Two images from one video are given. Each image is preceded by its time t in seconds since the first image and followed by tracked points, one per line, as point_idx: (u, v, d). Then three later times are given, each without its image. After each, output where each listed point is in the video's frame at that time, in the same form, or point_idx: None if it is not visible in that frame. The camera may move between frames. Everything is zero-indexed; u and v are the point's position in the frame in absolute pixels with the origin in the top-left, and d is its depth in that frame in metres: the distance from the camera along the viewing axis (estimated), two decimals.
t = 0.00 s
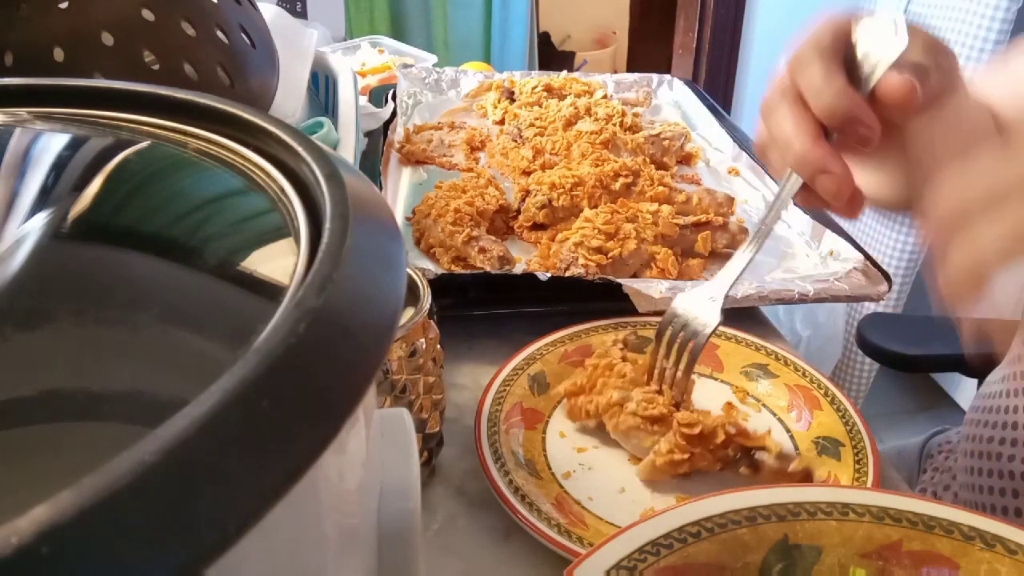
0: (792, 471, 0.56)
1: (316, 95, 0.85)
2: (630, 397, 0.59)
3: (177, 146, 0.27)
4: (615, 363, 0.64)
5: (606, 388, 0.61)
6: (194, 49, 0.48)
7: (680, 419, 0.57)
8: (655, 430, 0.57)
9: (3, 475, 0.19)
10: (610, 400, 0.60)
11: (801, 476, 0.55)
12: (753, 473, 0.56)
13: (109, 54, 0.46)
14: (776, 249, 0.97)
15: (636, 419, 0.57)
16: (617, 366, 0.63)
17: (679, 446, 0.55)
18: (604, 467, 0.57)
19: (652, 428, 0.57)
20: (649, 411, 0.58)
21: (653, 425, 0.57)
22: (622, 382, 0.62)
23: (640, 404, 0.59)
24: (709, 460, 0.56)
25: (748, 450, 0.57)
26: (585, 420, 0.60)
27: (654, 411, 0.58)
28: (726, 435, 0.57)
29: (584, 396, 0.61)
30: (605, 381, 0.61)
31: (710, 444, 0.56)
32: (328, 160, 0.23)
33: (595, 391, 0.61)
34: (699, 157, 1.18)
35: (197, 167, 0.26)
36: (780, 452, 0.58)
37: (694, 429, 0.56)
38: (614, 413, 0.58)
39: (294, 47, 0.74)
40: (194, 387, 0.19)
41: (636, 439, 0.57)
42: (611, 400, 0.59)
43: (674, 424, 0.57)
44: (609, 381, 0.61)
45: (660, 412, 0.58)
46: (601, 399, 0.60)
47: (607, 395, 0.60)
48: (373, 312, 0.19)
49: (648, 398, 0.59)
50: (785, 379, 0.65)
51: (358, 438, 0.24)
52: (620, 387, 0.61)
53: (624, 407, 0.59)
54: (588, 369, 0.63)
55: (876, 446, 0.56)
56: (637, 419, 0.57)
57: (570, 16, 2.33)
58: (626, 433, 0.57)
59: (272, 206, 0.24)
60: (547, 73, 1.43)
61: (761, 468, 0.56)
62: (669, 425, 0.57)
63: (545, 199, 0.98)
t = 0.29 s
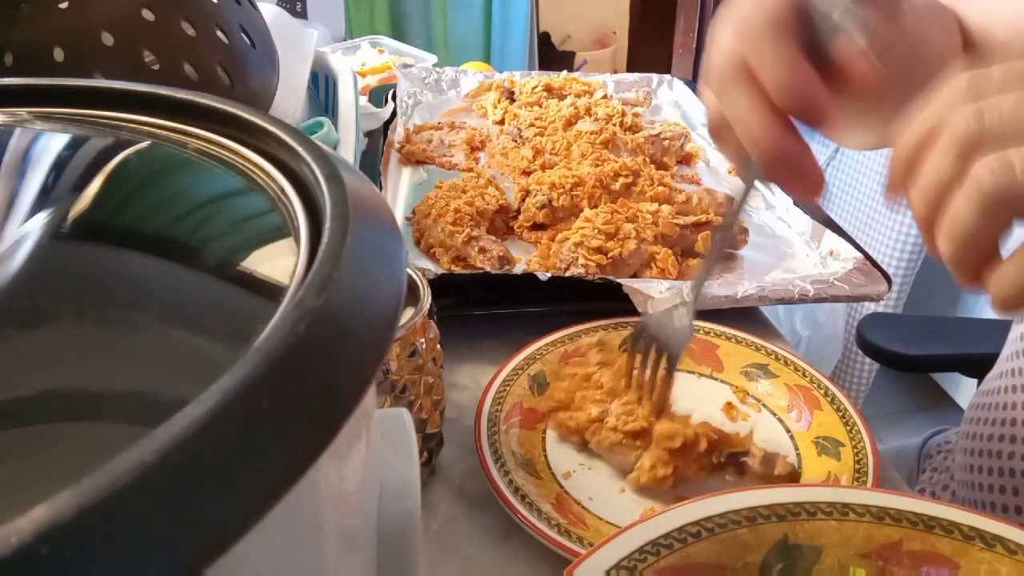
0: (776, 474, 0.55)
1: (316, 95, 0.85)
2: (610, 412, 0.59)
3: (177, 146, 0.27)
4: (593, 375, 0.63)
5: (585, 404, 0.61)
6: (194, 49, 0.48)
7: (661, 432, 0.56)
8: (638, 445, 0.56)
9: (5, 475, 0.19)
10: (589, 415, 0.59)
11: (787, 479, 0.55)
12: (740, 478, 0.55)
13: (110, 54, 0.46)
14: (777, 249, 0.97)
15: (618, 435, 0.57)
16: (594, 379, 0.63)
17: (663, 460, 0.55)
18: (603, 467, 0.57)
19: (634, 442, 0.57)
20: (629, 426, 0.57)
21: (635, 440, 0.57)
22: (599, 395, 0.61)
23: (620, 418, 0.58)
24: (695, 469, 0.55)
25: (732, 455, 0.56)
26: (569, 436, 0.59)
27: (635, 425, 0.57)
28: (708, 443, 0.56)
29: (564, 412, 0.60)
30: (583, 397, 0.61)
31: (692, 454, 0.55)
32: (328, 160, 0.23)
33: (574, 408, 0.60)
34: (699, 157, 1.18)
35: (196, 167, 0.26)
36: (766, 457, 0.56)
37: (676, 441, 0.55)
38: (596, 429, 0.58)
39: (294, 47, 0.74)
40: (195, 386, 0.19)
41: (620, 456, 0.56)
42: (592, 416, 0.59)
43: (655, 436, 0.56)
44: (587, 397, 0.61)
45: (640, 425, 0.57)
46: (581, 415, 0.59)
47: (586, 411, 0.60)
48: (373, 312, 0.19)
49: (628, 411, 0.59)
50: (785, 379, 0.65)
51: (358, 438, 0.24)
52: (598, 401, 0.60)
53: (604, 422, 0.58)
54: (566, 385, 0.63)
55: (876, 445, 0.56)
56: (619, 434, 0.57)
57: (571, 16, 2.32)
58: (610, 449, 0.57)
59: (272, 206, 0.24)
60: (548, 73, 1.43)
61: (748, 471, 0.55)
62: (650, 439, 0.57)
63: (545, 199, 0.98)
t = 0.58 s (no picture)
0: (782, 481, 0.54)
1: (316, 95, 0.84)
2: (614, 411, 0.58)
3: (177, 146, 0.27)
4: (596, 377, 0.63)
5: (588, 404, 0.60)
6: (194, 49, 0.48)
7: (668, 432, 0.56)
8: (642, 445, 0.56)
9: (4, 474, 0.19)
10: (594, 415, 0.58)
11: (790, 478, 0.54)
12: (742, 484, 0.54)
13: (110, 54, 0.46)
14: (776, 249, 0.97)
15: (624, 434, 0.56)
16: (597, 380, 0.62)
17: (669, 460, 0.54)
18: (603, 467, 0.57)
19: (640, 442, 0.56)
20: (635, 425, 0.57)
21: (639, 440, 0.56)
22: (604, 396, 0.61)
23: (625, 418, 0.57)
24: (698, 473, 0.54)
25: (736, 460, 0.55)
26: (569, 436, 0.58)
27: (641, 425, 0.57)
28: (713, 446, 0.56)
29: (565, 412, 0.59)
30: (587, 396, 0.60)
31: (698, 455, 0.55)
32: (328, 160, 0.23)
33: (577, 406, 0.60)
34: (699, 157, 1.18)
35: (197, 167, 0.26)
36: (771, 462, 0.55)
37: (683, 441, 0.55)
38: (600, 427, 0.57)
39: (294, 47, 0.74)
40: (195, 386, 0.19)
41: (623, 455, 0.56)
42: (596, 415, 0.58)
43: (661, 437, 0.56)
44: (591, 397, 0.60)
45: (645, 427, 0.57)
46: (585, 414, 0.58)
47: (590, 410, 0.59)
48: (373, 312, 0.19)
49: (633, 412, 0.58)
50: (785, 379, 0.65)
51: (359, 437, 0.24)
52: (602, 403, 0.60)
53: (609, 421, 0.58)
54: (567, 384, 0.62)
55: (876, 445, 0.56)
56: (624, 433, 0.56)
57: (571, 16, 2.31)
58: (614, 448, 0.56)
59: (272, 206, 0.24)
60: (548, 73, 1.44)
61: (752, 477, 0.54)
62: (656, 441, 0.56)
63: (545, 199, 0.98)
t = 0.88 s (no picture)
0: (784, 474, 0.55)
1: (316, 95, 0.85)
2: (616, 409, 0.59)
3: (177, 146, 0.27)
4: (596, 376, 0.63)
5: (588, 401, 0.60)
6: (194, 49, 0.48)
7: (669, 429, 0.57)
8: (643, 439, 0.56)
9: (4, 474, 0.19)
10: (597, 411, 0.59)
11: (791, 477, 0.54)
12: (744, 479, 0.55)
13: (109, 54, 0.46)
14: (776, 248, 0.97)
15: (627, 428, 0.57)
16: (597, 379, 0.63)
17: (671, 454, 0.55)
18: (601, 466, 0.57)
19: (641, 438, 0.56)
20: (638, 421, 0.58)
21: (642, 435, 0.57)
22: (604, 395, 0.61)
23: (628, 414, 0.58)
24: (700, 467, 0.55)
25: (743, 460, 0.55)
26: (571, 433, 0.59)
27: (643, 421, 0.58)
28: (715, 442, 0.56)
29: (566, 410, 0.60)
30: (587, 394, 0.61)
31: (700, 450, 0.56)
32: (328, 161, 0.23)
33: (578, 404, 0.60)
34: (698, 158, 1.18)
35: (197, 167, 0.27)
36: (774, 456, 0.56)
37: (685, 436, 0.56)
38: (603, 422, 0.58)
39: (295, 47, 0.75)
40: (195, 386, 0.19)
41: (626, 449, 0.56)
42: (599, 411, 0.59)
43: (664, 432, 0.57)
44: (591, 395, 0.61)
45: (648, 423, 0.58)
46: (587, 411, 0.59)
47: (591, 407, 0.60)
48: (372, 313, 0.19)
49: (634, 410, 0.59)
50: (785, 380, 0.65)
51: (359, 438, 0.24)
52: (604, 402, 0.60)
53: (611, 417, 0.58)
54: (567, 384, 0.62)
55: (876, 445, 0.56)
56: (626, 428, 0.57)
57: (570, 16, 2.31)
58: (615, 443, 0.56)
59: (272, 205, 0.24)
60: (547, 73, 1.44)
61: (755, 471, 0.54)
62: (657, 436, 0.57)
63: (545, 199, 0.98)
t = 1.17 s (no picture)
0: (784, 465, 0.54)
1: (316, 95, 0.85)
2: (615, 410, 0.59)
3: (177, 146, 0.27)
4: (591, 377, 0.63)
5: (586, 403, 0.60)
6: (195, 49, 0.47)
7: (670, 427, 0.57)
8: (643, 440, 0.56)
9: (4, 474, 0.19)
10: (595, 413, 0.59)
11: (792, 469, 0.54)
12: (747, 473, 0.55)
13: (109, 54, 0.46)
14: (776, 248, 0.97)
15: (626, 429, 0.57)
16: (593, 381, 0.63)
17: (675, 453, 0.55)
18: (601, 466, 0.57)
19: (642, 438, 0.56)
20: (638, 421, 0.57)
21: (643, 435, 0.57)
22: (601, 397, 0.61)
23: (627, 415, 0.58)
24: (703, 464, 0.55)
25: (743, 454, 0.55)
26: (570, 437, 0.59)
27: (642, 421, 0.57)
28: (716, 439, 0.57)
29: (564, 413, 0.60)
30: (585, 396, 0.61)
31: (701, 447, 0.56)
32: (327, 161, 0.23)
33: (575, 407, 0.60)
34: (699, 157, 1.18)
35: (197, 166, 0.27)
36: (773, 450, 0.56)
37: (686, 434, 0.56)
38: (602, 425, 0.58)
39: (295, 47, 0.75)
40: (195, 387, 0.19)
41: (627, 451, 0.56)
42: (597, 414, 0.59)
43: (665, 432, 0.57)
44: (588, 397, 0.61)
45: (646, 423, 0.57)
46: (585, 414, 0.59)
47: (590, 409, 0.59)
48: (372, 313, 0.19)
49: (633, 409, 0.59)
50: (785, 380, 0.65)
51: (359, 439, 0.24)
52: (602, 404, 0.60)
53: (610, 419, 0.58)
54: (563, 386, 0.62)
55: (876, 445, 0.56)
56: (626, 429, 0.57)
57: (570, 16, 2.31)
58: (616, 444, 0.56)
59: (272, 205, 0.24)
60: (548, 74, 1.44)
61: (756, 466, 0.55)
62: (658, 435, 0.57)
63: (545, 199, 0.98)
